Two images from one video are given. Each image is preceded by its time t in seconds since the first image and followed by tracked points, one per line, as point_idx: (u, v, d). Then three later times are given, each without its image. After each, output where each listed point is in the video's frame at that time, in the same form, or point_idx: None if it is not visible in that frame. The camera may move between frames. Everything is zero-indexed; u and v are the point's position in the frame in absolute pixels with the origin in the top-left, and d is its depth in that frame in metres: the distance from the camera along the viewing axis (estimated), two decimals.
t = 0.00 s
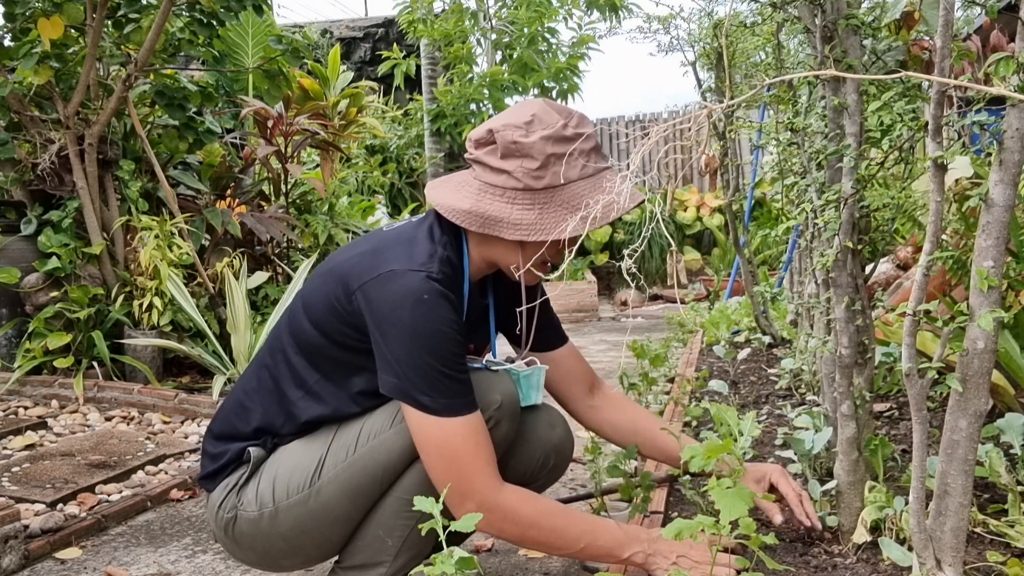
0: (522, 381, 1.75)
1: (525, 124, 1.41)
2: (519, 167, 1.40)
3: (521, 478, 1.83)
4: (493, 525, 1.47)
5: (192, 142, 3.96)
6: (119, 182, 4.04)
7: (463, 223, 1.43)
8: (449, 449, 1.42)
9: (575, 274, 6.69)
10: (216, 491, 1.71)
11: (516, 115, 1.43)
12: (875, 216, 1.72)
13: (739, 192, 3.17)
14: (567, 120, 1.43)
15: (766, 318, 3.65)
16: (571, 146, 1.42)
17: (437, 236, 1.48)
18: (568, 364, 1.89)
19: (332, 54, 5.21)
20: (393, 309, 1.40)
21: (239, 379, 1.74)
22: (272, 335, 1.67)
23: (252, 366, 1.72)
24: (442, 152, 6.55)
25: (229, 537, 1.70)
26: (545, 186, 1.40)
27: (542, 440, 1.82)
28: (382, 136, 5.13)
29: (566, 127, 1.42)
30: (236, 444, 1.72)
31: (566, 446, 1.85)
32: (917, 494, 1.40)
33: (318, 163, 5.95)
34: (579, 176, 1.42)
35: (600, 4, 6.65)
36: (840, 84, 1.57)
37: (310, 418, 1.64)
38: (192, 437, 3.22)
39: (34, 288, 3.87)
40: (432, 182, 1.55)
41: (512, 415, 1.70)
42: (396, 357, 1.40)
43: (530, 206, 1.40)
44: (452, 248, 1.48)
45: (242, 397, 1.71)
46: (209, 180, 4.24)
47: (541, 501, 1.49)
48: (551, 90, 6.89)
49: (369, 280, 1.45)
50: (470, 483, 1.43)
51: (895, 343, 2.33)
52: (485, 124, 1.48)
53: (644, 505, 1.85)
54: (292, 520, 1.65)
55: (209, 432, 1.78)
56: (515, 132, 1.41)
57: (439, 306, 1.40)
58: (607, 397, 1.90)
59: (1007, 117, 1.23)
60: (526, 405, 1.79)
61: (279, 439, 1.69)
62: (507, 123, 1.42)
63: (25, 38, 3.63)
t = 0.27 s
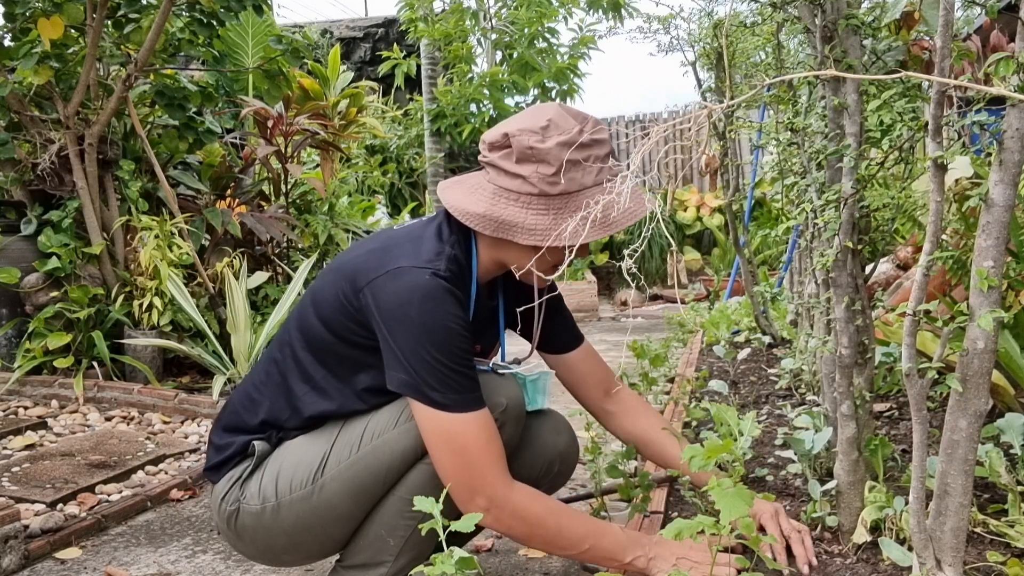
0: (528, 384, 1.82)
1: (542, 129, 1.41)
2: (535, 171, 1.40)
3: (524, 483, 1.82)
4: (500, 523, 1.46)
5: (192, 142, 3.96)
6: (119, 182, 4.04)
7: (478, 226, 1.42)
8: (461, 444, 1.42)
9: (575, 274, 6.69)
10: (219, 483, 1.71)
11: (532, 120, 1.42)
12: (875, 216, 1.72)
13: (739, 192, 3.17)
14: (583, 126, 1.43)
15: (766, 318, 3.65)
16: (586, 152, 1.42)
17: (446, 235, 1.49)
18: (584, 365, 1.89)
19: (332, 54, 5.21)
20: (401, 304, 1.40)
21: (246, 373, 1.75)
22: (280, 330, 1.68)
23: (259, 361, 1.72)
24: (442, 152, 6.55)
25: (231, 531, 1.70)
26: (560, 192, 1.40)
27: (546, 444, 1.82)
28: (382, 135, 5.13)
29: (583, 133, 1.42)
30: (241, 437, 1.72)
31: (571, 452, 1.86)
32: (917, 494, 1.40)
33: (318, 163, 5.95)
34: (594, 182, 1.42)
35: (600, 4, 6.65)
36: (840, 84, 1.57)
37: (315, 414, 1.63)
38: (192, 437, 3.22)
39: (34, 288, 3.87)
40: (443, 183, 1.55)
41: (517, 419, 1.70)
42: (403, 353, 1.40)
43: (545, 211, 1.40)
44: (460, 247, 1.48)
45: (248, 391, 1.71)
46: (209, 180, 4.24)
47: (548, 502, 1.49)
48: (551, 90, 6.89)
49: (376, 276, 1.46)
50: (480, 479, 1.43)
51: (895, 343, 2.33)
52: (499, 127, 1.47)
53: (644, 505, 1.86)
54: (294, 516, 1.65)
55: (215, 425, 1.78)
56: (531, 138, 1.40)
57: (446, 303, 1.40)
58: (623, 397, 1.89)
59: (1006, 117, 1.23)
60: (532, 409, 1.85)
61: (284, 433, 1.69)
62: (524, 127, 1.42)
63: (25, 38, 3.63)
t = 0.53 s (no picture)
0: (530, 387, 1.79)
1: (547, 133, 1.40)
2: (540, 176, 1.40)
3: (526, 485, 1.83)
4: (500, 525, 1.46)
5: (192, 142, 3.96)
6: (119, 182, 4.04)
7: (482, 230, 1.42)
8: (461, 446, 1.42)
9: (575, 274, 6.69)
10: (220, 483, 1.71)
11: (537, 124, 1.42)
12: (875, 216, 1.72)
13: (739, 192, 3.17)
14: (589, 130, 1.42)
15: (766, 318, 3.65)
16: (592, 156, 1.42)
17: (448, 237, 1.48)
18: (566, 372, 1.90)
19: (332, 54, 5.21)
20: (403, 307, 1.40)
21: (248, 373, 1.75)
22: (282, 331, 1.67)
23: (261, 361, 1.72)
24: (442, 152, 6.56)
25: (232, 530, 1.70)
26: (565, 197, 1.40)
27: (547, 446, 1.82)
28: (382, 135, 5.13)
29: (588, 137, 1.42)
30: (242, 437, 1.71)
31: (572, 454, 1.85)
32: (917, 494, 1.40)
33: (318, 163, 5.95)
34: (599, 187, 1.42)
35: (601, 4, 6.65)
36: (840, 84, 1.57)
37: (317, 416, 1.64)
38: (192, 437, 3.22)
39: (34, 288, 3.87)
40: (446, 184, 1.55)
41: (518, 421, 1.70)
42: (404, 355, 1.40)
43: (550, 216, 1.40)
44: (463, 249, 1.47)
45: (251, 392, 1.71)
46: (209, 180, 4.24)
47: (548, 504, 1.49)
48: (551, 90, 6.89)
49: (378, 278, 1.46)
50: (480, 481, 1.43)
51: (896, 343, 2.33)
52: (504, 129, 1.47)
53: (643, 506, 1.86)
54: (295, 516, 1.65)
55: (217, 425, 1.78)
56: (536, 142, 1.40)
57: (448, 306, 1.40)
58: (596, 398, 1.93)
59: (1007, 117, 1.23)
60: (534, 412, 1.82)
61: (285, 434, 1.69)
62: (529, 131, 1.41)
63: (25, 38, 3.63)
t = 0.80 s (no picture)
0: (526, 385, 1.77)
1: (546, 136, 1.40)
2: (538, 179, 1.40)
3: (525, 482, 1.83)
4: (503, 525, 1.46)
5: (192, 142, 3.96)
6: (119, 182, 4.04)
7: (480, 232, 1.42)
8: (464, 445, 1.42)
9: (575, 274, 6.69)
10: (218, 488, 1.70)
11: (536, 127, 1.42)
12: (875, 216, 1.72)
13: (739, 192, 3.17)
14: (588, 133, 1.42)
15: (766, 318, 3.65)
16: (591, 159, 1.41)
17: (445, 239, 1.48)
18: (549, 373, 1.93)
19: (332, 54, 5.21)
20: (402, 310, 1.40)
21: (244, 377, 1.74)
22: (279, 334, 1.67)
23: (257, 365, 1.72)
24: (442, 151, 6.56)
25: (231, 535, 1.70)
26: (563, 200, 1.40)
27: (546, 443, 1.82)
28: (382, 135, 5.13)
29: (587, 140, 1.41)
30: (239, 443, 1.71)
31: (570, 449, 1.86)
32: (917, 494, 1.40)
33: (318, 163, 5.95)
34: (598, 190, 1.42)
35: (601, 5, 6.65)
36: (840, 84, 1.57)
37: (316, 419, 1.63)
38: (192, 437, 3.22)
39: (34, 288, 3.87)
40: (443, 184, 1.55)
41: (517, 419, 1.70)
42: (405, 359, 1.40)
43: (548, 218, 1.40)
44: (460, 251, 1.47)
45: (248, 396, 1.71)
46: (209, 180, 4.24)
47: (549, 502, 1.49)
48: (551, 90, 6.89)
49: (376, 281, 1.45)
50: (484, 480, 1.43)
51: (895, 343, 2.33)
52: (503, 131, 1.47)
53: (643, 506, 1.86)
54: (295, 519, 1.65)
55: (213, 430, 1.77)
56: (535, 145, 1.40)
57: (447, 308, 1.40)
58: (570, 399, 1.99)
59: (1007, 117, 1.23)
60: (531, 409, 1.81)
61: (282, 438, 1.68)
62: (528, 134, 1.41)
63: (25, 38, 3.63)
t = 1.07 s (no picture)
0: (520, 381, 1.77)
1: (529, 128, 1.41)
2: (524, 171, 1.40)
3: (522, 478, 1.83)
4: (495, 524, 1.46)
5: (192, 142, 3.96)
6: (119, 182, 4.04)
7: (468, 227, 1.42)
8: (446, 447, 1.42)
9: (575, 274, 6.69)
10: (215, 493, 1.70)
11: (519, 120, 1.43)
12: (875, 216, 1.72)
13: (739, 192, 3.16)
14: (570, 124, 1.44)
15: (766, 318, 3.66)
16: (574, 150, 1.42)
17: (434, 237, 1.48)
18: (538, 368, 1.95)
19: (332, 54, 5.21)
20: (392, 308, 1.40)
21: (237, 381, 1.74)
22: (270, 336, 1.67)
23: (249, 369, 1.72)
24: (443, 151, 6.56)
25: (229, 539, 1.70)
26: (549, 191, 1.40)
27: (541, 438, 1.82)
28: (382, 135, 5.13)
29: (570, 131, 1.43)
30: (234, 447, 1.71)
31: (566, 443, 1.86)
32: (917, 494, 1.40)
33: (318, 163, 5.95)
34: (582, 180, 1.43)
35: (601, 5, 6.65)
36: (840, 84, 1.58)
37: (309, 421, 1.63)
38: (192, 437, 3.22)
39: (34, 288, 3.87)
40: (430, 183, 1.55)
41: (511, 415, 1.70)
42: (395, 358, 1.40)
43: (535, 210, 1.40)
44: (449, 248, 1.47)
45: (241, 400, 1.71)
46: (209, 180, 4.24)
47: (541, 499, 1.48)
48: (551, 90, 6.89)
49: (366, 280, 1.46)
50: (470, 480, 1.42)
51: (895, 343, 2.33)
52: (487, 127, 1.48)
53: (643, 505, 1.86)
54: (293, 521, 1.65)
55: (208, 436, 1.77)
56: (520, 137, 1.40)
57: (437, 305, 1.40)
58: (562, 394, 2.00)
59: (1006, 117, 1.23)
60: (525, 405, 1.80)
61: (277, 441, 1.69)
62: (511, 127, 1.42)
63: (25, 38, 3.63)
